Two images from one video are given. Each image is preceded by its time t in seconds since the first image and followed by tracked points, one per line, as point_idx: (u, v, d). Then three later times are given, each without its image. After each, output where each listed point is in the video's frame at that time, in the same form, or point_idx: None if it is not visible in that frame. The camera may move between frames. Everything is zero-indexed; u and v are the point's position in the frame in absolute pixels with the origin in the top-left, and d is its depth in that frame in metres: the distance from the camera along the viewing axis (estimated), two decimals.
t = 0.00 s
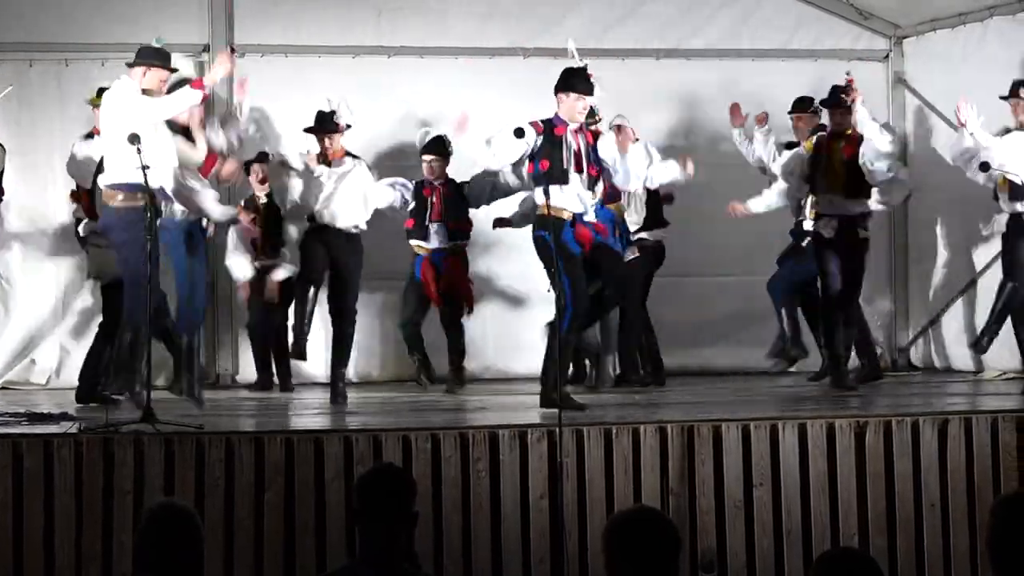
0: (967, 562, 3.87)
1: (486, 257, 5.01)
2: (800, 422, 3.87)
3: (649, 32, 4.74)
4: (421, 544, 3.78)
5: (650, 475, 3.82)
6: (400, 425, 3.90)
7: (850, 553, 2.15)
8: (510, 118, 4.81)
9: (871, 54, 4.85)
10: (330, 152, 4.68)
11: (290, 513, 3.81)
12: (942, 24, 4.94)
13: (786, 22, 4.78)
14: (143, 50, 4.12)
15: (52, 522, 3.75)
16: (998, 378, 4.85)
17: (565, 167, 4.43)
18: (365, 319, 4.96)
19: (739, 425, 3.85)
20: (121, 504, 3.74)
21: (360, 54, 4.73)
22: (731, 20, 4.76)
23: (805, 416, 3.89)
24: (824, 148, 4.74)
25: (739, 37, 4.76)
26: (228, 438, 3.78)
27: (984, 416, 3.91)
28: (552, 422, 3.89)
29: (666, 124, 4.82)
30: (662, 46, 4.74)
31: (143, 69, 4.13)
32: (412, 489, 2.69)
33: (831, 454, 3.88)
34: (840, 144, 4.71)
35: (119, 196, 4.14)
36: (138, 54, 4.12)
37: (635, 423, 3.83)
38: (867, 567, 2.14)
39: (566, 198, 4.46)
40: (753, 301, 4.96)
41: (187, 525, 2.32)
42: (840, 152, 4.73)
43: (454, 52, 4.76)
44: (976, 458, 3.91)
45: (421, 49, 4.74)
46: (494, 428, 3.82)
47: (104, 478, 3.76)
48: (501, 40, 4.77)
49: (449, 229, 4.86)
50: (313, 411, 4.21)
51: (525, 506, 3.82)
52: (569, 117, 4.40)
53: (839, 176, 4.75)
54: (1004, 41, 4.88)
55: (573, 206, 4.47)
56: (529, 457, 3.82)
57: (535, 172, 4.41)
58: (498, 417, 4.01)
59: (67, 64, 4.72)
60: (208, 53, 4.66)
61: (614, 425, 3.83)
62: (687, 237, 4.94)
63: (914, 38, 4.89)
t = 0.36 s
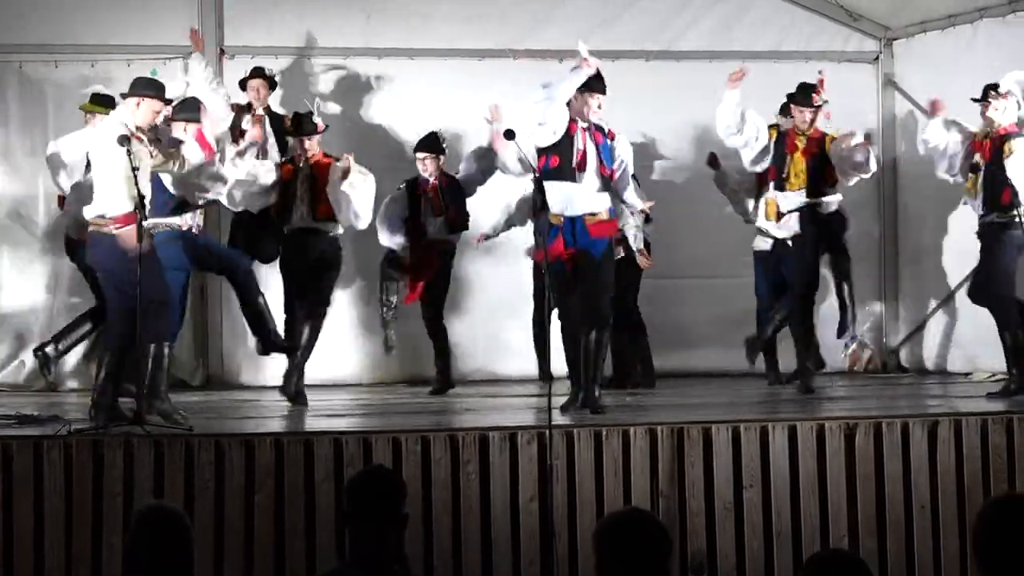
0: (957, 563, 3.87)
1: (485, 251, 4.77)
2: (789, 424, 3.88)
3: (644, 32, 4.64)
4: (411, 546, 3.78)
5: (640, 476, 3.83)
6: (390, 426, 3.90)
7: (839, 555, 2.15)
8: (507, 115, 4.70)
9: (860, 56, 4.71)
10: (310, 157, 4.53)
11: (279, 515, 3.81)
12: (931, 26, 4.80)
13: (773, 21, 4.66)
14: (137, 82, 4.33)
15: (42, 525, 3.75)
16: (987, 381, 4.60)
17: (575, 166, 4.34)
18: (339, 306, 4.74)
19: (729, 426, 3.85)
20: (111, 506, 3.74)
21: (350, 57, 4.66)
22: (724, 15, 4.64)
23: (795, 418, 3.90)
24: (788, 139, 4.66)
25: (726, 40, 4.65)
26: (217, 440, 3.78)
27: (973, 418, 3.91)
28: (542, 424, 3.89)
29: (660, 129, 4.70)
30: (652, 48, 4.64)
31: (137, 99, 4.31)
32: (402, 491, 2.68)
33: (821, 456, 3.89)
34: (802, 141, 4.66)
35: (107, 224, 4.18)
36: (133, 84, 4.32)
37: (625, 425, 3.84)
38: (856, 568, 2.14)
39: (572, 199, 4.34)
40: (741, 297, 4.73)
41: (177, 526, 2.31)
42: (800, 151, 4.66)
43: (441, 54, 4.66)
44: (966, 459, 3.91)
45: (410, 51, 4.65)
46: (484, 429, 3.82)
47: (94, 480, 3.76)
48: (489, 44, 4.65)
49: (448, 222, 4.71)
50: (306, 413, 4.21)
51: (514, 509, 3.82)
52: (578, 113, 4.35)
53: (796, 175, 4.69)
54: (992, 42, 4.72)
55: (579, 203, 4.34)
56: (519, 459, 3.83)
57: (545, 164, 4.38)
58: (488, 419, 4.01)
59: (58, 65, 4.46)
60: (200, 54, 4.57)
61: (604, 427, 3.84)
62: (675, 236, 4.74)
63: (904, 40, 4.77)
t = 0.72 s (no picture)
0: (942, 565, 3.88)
1: (451, 252, 4.95)
2: (775, 427, 3.88)
3: (636, 36, 4.49)
4: (396, 549, 3.77)
5: (626, 479, 3.83)
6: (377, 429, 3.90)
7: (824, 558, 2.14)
8: (498, 123, 4.66)
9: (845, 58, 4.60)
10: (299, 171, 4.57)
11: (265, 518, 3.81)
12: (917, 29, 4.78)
13: (761, 23, 4.51)
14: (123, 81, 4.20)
15: (27, 528, 3.74)
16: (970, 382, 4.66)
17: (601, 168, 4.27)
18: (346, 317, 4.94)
19: (715, 429, 3.85)
20: (97, 509, 3.74)
21: (335, 59, 4.55)
22: (718, 15, 4.49)
23: (781, 421, 3.90)
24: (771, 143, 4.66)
25: (714, 41, 4.50)
26: (203, 444, 3.77)
27: (959, 421, 3.92)
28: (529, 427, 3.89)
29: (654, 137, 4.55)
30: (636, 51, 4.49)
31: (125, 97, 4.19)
32: (389, 494, 2.66)
33: (807, 459, 3.89)
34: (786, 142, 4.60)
35: (93, 228, 4.00)
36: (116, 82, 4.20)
37: (611, 428, 3.83)
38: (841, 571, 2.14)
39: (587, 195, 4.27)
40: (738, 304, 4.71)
41: (162, 527, 2.31)
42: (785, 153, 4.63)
43: (430, 56, 4.54)
44: (951, 462, 3.92)
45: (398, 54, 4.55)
46: (470, 433, 3.82)
47: (80, 484, 3.75)
48: (474, 46, 4.53)
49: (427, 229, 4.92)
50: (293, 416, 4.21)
51: (500, 512, 3.82)
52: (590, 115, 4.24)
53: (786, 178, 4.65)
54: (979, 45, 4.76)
55: (601, 199, 4.26)
56: (505, 462, 3.82)
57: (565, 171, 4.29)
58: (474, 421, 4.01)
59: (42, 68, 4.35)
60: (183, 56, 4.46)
61: (591, 430, 3.83)
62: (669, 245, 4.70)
63: (889, 43, 4.70)
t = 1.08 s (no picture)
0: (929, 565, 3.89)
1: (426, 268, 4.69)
2: (762, 428, 3.88)
3: (624, 34, 4.50)
4: (385, 551, 3.77)
5: (613, 480, 3.83)
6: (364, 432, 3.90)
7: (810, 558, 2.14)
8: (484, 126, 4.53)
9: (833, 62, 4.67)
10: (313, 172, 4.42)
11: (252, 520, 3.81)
12: (904, 32, 4.74)
13: (748, 24, 4.57)
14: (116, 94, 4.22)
15: (15, 530, 3.74)
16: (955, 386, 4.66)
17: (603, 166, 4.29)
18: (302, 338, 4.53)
19: (703, 431, 3.85)
20: (84, 511, 3.73)
21: (322, 61, 4.36)
22: (704, 18, 4.54)
23: (768, 422, 3.90)
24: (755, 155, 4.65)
25: (702, 44, 4.54)
26: (191, 445, 3.76)
27: (946, 422, 3.93)
28: (516, 429, 3.89)
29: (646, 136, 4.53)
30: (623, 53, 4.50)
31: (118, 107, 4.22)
32: (377, 497, 2.64)
33: (794, 461, 3.89)
34: (771, 157, 4.64)
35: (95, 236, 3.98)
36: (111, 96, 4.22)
37: (598, 429, 3.83)
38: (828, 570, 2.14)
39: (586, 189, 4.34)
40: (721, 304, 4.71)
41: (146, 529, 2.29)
42: (770, 167, 4.65)
43: (418, 59, 4.41)
44: (938, 463, 3.93)
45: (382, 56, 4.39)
46: (457, 434, 3.82)
47: (67, 485, 3.75)
48: (465, 47, 4.42)
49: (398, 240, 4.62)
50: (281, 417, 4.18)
51: (487, 513, 3.82)
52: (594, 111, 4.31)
53: (769, 197, 4.66)
54: (963, 47, 4.69)
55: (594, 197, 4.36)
56: (493, 464, 3.82)
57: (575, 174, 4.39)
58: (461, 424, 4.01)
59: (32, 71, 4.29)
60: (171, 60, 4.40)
61: (578, 431, 3.83)
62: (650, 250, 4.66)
63: (876, 44, 4.70)
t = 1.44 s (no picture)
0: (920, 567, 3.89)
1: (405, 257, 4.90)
2: (753, 430, 3.88)
3: (611, 38, 4.55)
4: (375, 553, 3.76)
5: (604, 481, 3.83)
6: (354, 433, 3.90)
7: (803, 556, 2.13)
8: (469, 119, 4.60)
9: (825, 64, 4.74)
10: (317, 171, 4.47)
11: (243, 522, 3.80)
12: (894, 34, 4.85)
13: (736, 27, 4.62)
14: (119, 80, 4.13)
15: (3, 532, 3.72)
16: (947, 388, 4.67)
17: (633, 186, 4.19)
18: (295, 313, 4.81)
19: (693, 433, 3.86)
20: (74, 513, 3.72)
21: (314, 62, 4.51)
22: (691, 21, 4.58)
23: (759, 424, 3.90)
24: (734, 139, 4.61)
25: (689, 48, 4.60)
26: (181, 447, 3.77)
27: (936, 424, 3.94)
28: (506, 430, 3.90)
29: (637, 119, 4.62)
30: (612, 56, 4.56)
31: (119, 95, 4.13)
32: (368, 500, 2.62)
33: (785, 463, 3.89)
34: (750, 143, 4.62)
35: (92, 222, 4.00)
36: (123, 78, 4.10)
37: (588, 432, 3.83)
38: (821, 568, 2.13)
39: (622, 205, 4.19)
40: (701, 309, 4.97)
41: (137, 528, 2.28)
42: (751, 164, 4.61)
43: (409, 59, 4.53)
44: (928, 465, 3.93)
45: (372, 59, 4.53)
46: (447, 436, 3.82)
47: (57, 487, 3.74)
48: (453, 48, 4.53)
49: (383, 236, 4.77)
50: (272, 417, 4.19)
51: (478, 514, 3.82)
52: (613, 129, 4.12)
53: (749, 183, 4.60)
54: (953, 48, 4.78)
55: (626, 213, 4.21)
56: (484, 466, 3.83)
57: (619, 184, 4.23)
58: (451, 425, 4.02)
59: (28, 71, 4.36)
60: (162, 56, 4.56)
61: (568, 433, 3.83)
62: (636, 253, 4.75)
63: (866, 45, 4.83)
